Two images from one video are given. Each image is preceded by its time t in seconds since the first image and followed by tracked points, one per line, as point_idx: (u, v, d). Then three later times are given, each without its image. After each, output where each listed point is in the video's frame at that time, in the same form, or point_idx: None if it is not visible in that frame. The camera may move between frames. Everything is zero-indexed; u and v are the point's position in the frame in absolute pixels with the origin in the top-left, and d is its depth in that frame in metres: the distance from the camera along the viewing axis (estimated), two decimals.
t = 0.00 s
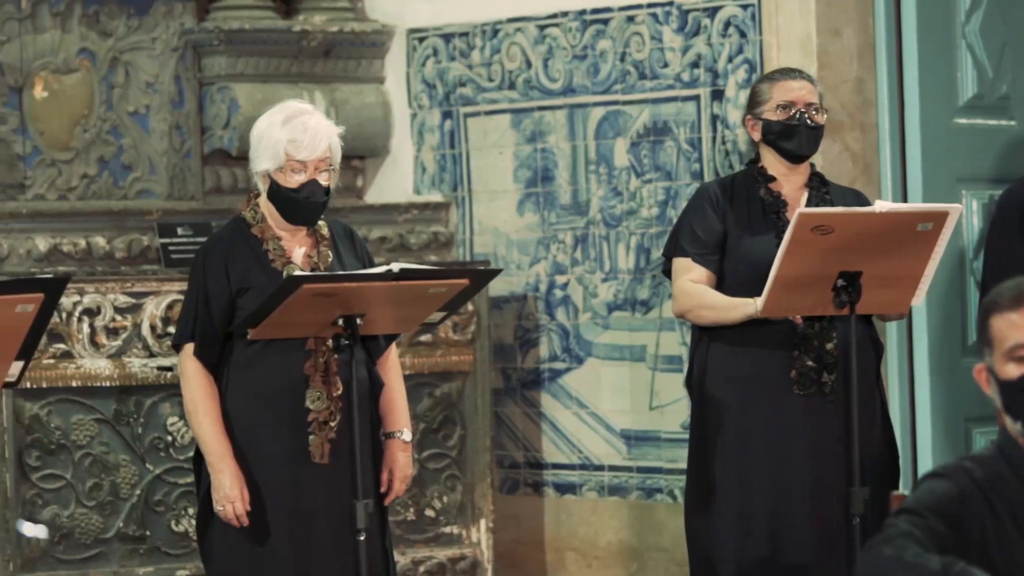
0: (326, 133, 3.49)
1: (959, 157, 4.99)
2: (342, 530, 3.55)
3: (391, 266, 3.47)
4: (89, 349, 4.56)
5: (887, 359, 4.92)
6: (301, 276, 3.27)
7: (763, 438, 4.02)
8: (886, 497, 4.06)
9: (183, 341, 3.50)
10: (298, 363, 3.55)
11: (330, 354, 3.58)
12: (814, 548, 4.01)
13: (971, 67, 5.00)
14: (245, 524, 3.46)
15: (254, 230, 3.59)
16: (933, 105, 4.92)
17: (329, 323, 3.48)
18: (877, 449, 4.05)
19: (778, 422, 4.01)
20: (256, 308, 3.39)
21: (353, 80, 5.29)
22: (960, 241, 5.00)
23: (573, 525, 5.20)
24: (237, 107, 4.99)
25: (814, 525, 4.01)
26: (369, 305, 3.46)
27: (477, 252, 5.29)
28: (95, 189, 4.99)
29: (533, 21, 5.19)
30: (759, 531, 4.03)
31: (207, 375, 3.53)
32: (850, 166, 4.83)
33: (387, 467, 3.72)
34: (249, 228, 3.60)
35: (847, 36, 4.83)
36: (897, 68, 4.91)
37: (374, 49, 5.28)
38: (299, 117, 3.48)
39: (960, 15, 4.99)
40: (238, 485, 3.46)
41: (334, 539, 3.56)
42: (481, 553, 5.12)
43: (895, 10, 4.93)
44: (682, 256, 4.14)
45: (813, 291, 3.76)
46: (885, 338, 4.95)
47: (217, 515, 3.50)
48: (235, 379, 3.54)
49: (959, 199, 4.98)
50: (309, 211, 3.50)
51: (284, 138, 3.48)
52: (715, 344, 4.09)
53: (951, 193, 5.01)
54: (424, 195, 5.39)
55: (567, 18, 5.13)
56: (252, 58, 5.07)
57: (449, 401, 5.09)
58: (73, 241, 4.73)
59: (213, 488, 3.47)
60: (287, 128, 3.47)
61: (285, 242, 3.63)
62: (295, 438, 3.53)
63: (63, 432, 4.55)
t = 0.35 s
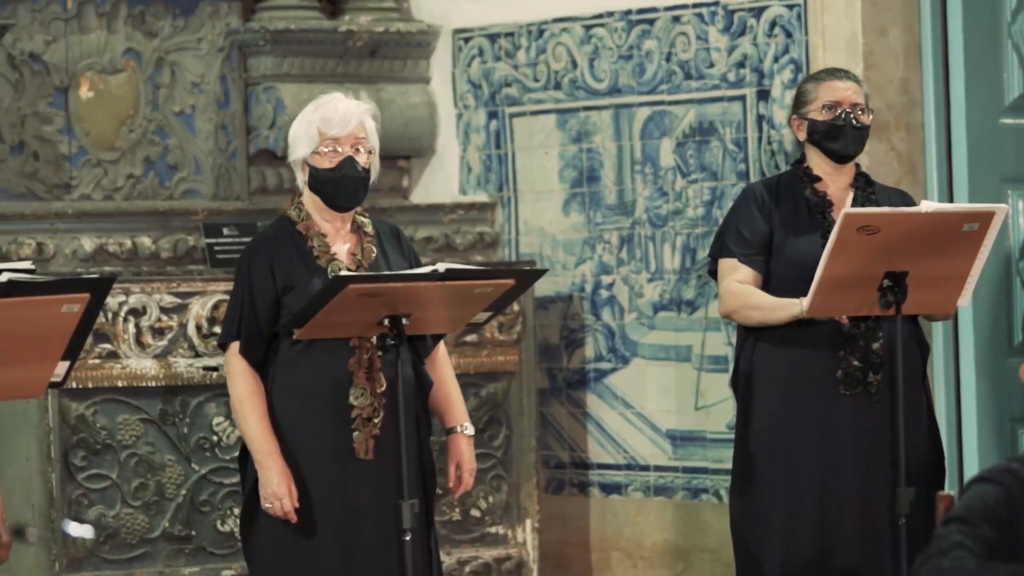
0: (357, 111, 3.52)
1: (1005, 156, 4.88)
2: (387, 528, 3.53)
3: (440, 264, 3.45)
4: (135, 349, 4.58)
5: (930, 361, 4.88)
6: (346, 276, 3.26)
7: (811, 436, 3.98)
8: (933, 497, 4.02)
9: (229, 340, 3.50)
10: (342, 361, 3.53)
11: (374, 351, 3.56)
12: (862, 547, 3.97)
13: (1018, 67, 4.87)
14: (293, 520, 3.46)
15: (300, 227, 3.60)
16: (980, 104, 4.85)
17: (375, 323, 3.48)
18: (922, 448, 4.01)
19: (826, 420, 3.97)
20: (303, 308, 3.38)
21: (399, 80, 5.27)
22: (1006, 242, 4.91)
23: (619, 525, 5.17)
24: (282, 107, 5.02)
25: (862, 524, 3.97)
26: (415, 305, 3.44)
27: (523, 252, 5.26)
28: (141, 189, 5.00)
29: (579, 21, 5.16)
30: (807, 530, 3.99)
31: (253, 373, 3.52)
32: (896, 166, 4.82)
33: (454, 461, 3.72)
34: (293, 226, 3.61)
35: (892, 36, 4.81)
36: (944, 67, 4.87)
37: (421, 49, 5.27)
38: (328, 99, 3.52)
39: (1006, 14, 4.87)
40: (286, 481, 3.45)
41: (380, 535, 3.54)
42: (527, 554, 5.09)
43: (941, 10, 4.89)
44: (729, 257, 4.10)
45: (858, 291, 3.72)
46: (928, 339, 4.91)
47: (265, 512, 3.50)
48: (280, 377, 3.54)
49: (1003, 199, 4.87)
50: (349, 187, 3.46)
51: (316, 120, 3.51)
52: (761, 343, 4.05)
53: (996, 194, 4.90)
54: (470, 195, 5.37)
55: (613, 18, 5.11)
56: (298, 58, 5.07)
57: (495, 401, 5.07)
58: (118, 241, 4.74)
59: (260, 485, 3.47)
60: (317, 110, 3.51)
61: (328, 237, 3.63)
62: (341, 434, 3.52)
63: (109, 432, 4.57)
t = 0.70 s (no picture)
0: (397, 109, 3.49)
1: None
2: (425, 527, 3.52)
3: (478, 266, 3.45)
4: (175, 349, 4.60)
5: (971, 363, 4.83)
6: (389, 275, 3.27)
7: (852, 436, 3.95)
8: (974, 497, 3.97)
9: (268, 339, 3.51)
10: (380, 359, 3.52)
11: (413, 349, 3.54)
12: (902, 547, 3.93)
13: None
14: (330, 520, 3.46)
15: (340, 227, 3.59)
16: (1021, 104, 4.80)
17: (415, 322, 3.46)
18: (963, 448, 3.96)
19: (865, 420, 3.94)
20: (342, 308, 3.39)
21: (439, 79, 5.26)
22: None
23: (659, 525, 5.15)
24: (322, 106, 5.01)
25: (902, 523, 3.94)
26: (456, 305, 3.43)
27: (563, 252, 5.23)
28: (181, 189, 5.01)
29: (619, 21, 5.14)
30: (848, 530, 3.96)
31: (292, 373, 3.54)
32: (936, 166, 4.75)
33: (487, 463, 3.71)
34: (334, 225, 3.60)
35: (933, 36, 4.75)
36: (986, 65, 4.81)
37: (461, 49, 5.26)
38: (368, 97, 3.50)
39: None
40: (323, 481, 3.46)
41: (419, 533, 3.53)
42: (567, 553, 5.08)
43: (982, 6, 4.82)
44: (768, 256, 4.07)
45: (898, 291, 3.68)
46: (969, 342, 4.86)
47: (302, 511, 3.50)
48: (318, 376, 3.54)
49: None
50: (388, 186, 3.44)
51: (355, 119, 3.49)
52: (801, 343, 4.01)
53: None
54: (510, 195, 5.35)
55: (653, 17, 5.09)
56: (338, 58, 5.07)
57: (535, 401, 5.06)
58: (159, 241, 4.77)
59: (298, 485, 3.47)
60: (356, 110, 3.49)
61: (368, 237, 3.62)
62: (378, 435, 3.51)
63: (149, 432, 4.60)
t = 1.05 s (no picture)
0: (434, 121, 3.47)
1: None
2: (454, 527, 3.51)
3: (506, 266, 3.45)
4: (203, 349, 4.62)
5: (1000, 363, 4.80)
6: (417, 276, 3.26)
7: (882, 437, 3.92)
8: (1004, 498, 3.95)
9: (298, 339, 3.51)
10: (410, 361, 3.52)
11: (443, 351, 3.55)
12: (931, 548, 3.91)
13: None
14: (359, 521, 3.46)
15: (369, 228, 3.59)
16: None
17: (442, 322, 3.46)
18: (993, 449, 3.94)
19: (894, 422, 3.91)
20: (371, 308, 3.40)
21: (467, 80, 5.26)
22: None
23: (688, 525, 5.13)
24: (350, 107, 4.99)
25: (931, 525, 3.92)
26: (484, 305, 3.43)
27: (591, 252, 5.22)
28: (210, 189, 5.03)
29: (648, 21, 5.13)
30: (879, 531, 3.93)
31: (322, 374, 3.54)
32: (964, 166, 4.72)
33: (509, 465, 3.69)
34: (363, 226, 3.60)
35: (961, 36, 4.73)
36: (1015, 65, 4.79)
37: (490, 49, 5.25)
38: (405, 106, 3.46)
39: None
40: (352, 482, 3.46)
41: (447, 534, 3.52)
42: (595, 553, 5.06)
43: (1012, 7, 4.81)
44: (797, 256, 4.05)
45: (927, 292, 3.66)
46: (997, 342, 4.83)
47: (332, 512, 3.50)
48: (348, 376, 3.54)
49: None
50: (422, 201, 3.45)
51: (391, 128, 3.47)
52: (830, 343, 3.98)
53: None
54: (538, 195, 5.34)
55: (681, 17, 5.08)
56: (366, 58, 5.07)
57: (563, 401, 5.05)
58: (187, 241, 4.79)
59: (328, 486, 3.47)
60: (393, 119, 3.46)
61: (398, 239, 3.62)
62: (407, 435, 3.51)
63: (177, 432, 4.61)
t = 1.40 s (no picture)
0: (471, 127, 3.46)
1: None
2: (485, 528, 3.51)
3: (538, 265, 3.47)
4: (235, 349, 4.66)
5: None
6: (449, 275, 3.27)
7: (914, 437, 3.90)
8: None
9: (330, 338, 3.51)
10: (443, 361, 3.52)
11: (476, 352, 3.54)
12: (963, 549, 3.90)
13: None
14: (387, 523, 3.47)
15: (402, 228, 3.59)
16: None
17: (474, 322, 3.46)
18: None
19: (928, 422, 3.88)
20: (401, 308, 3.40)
21: (499, 79, 5.26)
22: None
23: (719, 524, 5.12)
24: (384, 106, 5.02)
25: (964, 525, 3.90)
26: (515, 305, 3.44)
27: (623, 252, 5.21)
28: (241, 189, 5.04)
29: (679, 21, 5.11)
30: (911, 532, 3.91)
31: (353, 374, 3.54)
32: (997, 166, 4.71)
33: (531, 467, 3.67)
34: (395, 226, 3.60)
35: (994, 35, 4.70)
36: None
37: (521, 48, 5.25)
38: (444, 111, 3.46)
39: None
40: (381, 484, 3.46)
41: (479, 532, 3.53)
42: (627, 553, 5.05)
43: None
44: (829, 256, 4.02)
45: (960, 292, 3.64)
46: None
47: (360, 513, 3.51)
48: (380, 376, 3.53)
49: None
50: (455, 207, 3.46)
51: (428, 133, 3.46)
52: (863, 343, 3.95)
53: None
54: (570, 195, 5.32)
55: (712, 17, 5.05)
56: (397, 58, 5.08)
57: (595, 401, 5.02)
58: (218, 241, 4.81)
59: (356, 487, 3.48)
60: (431, 123, 3.45)
61: (431, 241, 3.61)
62: (439, 436, 3.50)
63: (209, 432, 4.65)
